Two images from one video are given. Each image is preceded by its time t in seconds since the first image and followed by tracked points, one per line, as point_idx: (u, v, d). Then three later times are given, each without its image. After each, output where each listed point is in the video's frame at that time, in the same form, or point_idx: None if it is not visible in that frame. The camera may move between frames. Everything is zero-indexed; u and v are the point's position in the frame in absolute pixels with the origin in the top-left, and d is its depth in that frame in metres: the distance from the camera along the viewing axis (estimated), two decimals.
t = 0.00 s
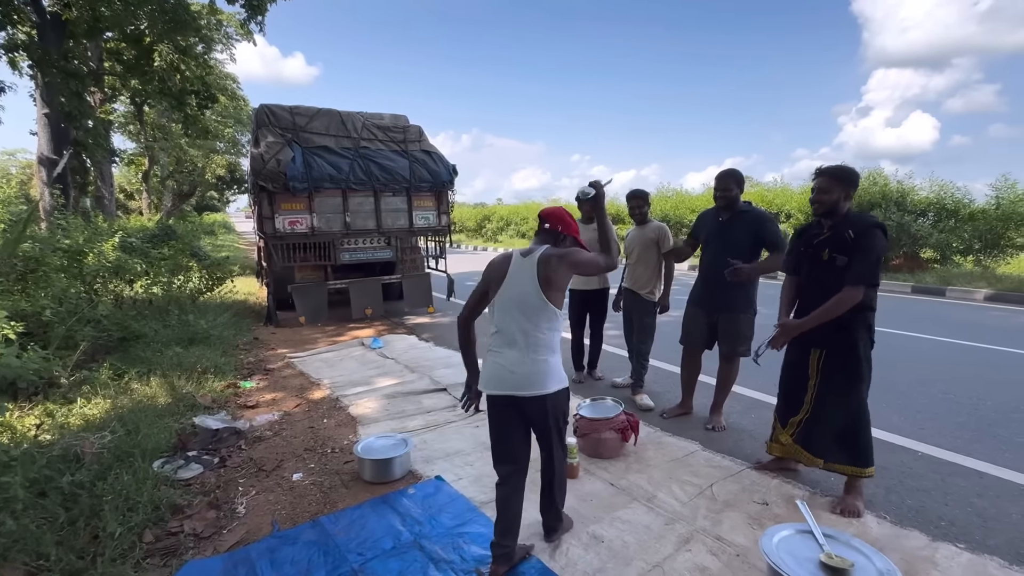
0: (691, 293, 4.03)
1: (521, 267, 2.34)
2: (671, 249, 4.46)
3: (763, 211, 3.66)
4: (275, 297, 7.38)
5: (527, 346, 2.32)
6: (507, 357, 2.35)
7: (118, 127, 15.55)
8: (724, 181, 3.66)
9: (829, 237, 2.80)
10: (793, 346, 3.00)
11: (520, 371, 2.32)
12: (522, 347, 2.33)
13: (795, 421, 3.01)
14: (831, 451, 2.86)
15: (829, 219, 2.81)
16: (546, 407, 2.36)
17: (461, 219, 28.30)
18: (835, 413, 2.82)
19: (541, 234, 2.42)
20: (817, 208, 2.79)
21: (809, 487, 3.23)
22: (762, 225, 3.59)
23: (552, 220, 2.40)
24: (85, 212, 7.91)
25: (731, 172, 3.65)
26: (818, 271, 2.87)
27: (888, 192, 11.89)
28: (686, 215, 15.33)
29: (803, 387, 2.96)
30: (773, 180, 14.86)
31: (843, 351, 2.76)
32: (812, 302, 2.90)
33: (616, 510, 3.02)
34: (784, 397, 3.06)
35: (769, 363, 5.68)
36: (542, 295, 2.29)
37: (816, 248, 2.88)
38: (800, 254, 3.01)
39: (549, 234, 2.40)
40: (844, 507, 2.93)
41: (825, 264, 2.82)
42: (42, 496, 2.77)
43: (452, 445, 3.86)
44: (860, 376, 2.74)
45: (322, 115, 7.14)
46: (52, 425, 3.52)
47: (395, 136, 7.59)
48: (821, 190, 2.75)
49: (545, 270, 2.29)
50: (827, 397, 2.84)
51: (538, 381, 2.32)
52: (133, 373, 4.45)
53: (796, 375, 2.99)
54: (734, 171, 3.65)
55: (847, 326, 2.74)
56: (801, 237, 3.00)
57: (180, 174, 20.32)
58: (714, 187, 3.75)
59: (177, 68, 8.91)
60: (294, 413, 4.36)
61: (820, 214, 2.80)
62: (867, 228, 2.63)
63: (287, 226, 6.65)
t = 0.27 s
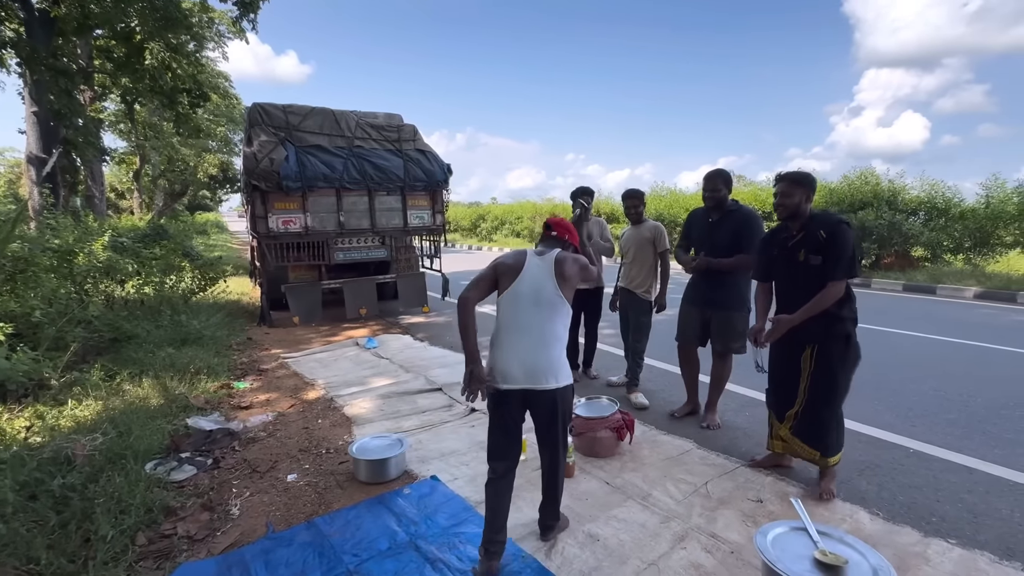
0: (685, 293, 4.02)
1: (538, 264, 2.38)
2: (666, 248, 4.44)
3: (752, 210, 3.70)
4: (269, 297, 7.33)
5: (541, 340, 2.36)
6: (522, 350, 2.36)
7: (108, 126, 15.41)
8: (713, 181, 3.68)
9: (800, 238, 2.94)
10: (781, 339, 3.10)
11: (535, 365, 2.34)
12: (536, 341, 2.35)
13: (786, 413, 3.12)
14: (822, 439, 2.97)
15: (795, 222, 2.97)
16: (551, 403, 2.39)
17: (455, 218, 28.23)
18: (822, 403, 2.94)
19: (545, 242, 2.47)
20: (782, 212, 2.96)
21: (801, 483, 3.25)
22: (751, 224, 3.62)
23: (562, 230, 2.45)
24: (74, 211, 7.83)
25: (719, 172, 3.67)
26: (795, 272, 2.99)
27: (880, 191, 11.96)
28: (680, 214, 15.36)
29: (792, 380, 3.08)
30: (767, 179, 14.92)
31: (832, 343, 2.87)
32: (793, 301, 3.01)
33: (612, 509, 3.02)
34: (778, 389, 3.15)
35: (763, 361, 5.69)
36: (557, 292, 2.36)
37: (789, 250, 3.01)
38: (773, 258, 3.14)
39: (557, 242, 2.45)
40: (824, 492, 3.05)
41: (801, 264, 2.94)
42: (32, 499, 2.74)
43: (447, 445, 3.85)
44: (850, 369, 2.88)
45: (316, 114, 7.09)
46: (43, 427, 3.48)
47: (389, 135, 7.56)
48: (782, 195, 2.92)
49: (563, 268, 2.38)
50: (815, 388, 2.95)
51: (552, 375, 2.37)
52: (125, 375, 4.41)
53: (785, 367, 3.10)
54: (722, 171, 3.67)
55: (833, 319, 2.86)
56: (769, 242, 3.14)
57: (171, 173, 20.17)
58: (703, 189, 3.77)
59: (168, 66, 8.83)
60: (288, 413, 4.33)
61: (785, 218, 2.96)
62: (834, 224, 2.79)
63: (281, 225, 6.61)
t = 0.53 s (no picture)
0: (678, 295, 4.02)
1: (523, 273, 2.36)
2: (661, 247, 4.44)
3: (734, 211, 3.76)
4: (263, 296, 7.28)
5: (529, 348, 2.33)
6: (511, 362, 2.32)
7: (99, 124, 15.27)
8: (693, 186, 3.75)
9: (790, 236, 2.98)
10: (774, 333, 3.12)
11: (527, 373, 2.32)
12: (524, 350, 2.33)
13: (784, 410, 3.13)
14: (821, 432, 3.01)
15: (784, 221, 3.00)
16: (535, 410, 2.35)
17: (450, 217, 28.15)
18: (821, 395, 2.96)
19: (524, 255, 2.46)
20: (771, 212, 2.99)
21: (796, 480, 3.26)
22: (732, 225, 3.68)
23: (542, 245, 2.44)
24: (65, 210, 7.74)
25: (698, 177, 3.75)
26: (789, 270, 3.00)
27: (872, 190, 12.03)
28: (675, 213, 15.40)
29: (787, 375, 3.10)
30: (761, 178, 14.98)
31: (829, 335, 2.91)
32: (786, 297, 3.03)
33: (608, 507, 3.01)
34: (773, 386, 3.16)
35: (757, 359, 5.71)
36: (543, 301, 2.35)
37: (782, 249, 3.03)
38: (765, 258, 3.16)
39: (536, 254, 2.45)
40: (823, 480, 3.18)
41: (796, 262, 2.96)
42: (23, 502, 2.71)
43: (443, 444, 3.83)
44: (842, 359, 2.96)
45: (310, 111, 7.03)
46: (33, 429, 3.45)
47: (384, 133, 7.52)
48: (769, 195, 2.96)
49: (548, 277, 2.38)
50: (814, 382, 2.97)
51: (545, 384, 2.34)
52: (117, 375, 4.37)
53: (779, 363, 3.11)
54: (701, 176, 3.75)
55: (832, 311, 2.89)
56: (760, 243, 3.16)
57: (164, 172, 20.02)
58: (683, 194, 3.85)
59: (160, 63, 8.75)
60: (282, 413, 4.30)
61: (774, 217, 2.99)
62: (824, 220, 2.83)
63: (274, 224, 6.58)
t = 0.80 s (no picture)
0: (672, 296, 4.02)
1: (509, 260, 2.26)
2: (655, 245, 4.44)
3: (721, 214, 3.78)
4: (257, 295, 7.25)
5: (508, 343, 2.25)
6: (495, 352, 2.26)
7: (91, 122, 15.16)
8: (679, 193, 3.75)
9: (792, 231, 3.01)
10: (771, 333, 3.14)
11: (508, 365, 2.23)
12: (503, 344, 2.26)
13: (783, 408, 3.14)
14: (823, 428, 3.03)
15: (789, 216, 3.02)
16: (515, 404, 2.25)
17: (445, 216, 28.11)
18: (819, 393, 2.99)
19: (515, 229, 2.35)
20: (778, 205, 2.99)
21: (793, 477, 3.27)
22: (721, 229, 3.69)
23: (526, 214, 2.30)
24: (56, 209, 7.68)
25: (684, 183, 3.75)
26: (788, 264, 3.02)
27: (865, 189, 12.09)
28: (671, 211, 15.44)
29: (785, 374, 3.11)
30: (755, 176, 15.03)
31: (826, 335, 2.94)
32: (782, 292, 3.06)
33: (605, 505, 3.01)
34: (771, 385, 3.17)
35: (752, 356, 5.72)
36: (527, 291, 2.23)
37: (784, 243, 3.05)
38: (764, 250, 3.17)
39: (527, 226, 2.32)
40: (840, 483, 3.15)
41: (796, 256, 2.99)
42: (15, 503, 2.68)
43: (439, 443, 3.82)
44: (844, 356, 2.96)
45: (304, 109, 6.98)
46: (26, 429, 3.42)
47: (379, 132, 7.49)
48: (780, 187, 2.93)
49: (533, 264, 2.24)
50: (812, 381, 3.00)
51: (530, 377, 2.23)
52: (110, 375, 4.34)
53: (776, 361, 3.13)
54: (686, 182, 3.75)
55: (828, 311, 2.92)
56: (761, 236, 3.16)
57: (157, 171, 19.90)
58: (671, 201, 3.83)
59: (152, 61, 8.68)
60: (278, 413, 4.28)
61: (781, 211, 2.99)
62: (828, 220, 2.88)
63: (269, 223, 6.53)
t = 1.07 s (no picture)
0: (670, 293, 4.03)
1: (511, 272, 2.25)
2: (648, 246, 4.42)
3: (717, 215, 3.77)
4: (252, 295, 7.21)
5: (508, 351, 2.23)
6: (502, 364, 2.24)
7: (83, 120, 15.05)
8: (677, 194, 3.71)
9: (811, 225, 3.03)
10: (779, 334, 3.18)
11: (512, 376, 2.18)
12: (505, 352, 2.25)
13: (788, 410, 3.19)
14: (826, 431, 3.07)
15: (810, 211, 3.03)
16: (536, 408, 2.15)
17: (441, 214, 28.05)
18: (824, 396, 3.05)
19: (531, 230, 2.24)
20: (801, 200, 3.01)
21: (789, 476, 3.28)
22: (719, 232, 3.67)
23: (538, 214, 2.17)
24: (48, 207, 7.62)
25: (681, 184, 3.71)
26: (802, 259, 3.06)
27: (859, 188, 12.15)
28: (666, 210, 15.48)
29: (791, 376, 3.16)
30: (750, 175, 15.08)
31: (832, 337, 2.98)
32: (796, 285, 3.09)
33: (601, 503, 3.02)
34: (775, 385, 3.24)
35: (747, 354, 5.74)
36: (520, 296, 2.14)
37: (801, 237, 3.07)
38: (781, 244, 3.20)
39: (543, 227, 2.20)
40: (839, 484, 3.14)
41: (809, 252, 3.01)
42: (7, 504, 2.66)
43: (436, 442, 3.82)
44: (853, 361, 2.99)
45: (299, 107, 6.95)
46: (18, 430, 3.39)
47: (375, 130, 7.47)
48: (804, 182, 2.95)
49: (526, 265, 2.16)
50: (818, 383, 3.05)
51: (533, 388, 2.14)
52: (103, 375, 4.31)
53: (783, 361, 3.19)
54: (684, 183, 3.71)
55: (836, 314, 2.95)
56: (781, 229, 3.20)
57: (149, 169, 19.78)
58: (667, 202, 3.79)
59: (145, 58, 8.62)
60: (273, 412, 4.26)
61: (803, 205, 3.01)
62: (848, 217, 2.89)
63: (263, 222, 6.49)
